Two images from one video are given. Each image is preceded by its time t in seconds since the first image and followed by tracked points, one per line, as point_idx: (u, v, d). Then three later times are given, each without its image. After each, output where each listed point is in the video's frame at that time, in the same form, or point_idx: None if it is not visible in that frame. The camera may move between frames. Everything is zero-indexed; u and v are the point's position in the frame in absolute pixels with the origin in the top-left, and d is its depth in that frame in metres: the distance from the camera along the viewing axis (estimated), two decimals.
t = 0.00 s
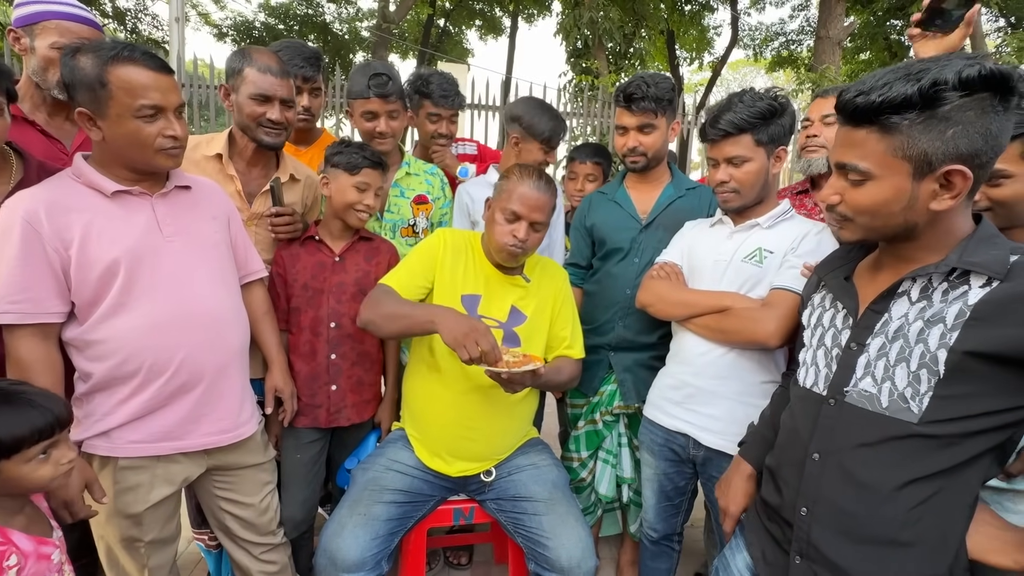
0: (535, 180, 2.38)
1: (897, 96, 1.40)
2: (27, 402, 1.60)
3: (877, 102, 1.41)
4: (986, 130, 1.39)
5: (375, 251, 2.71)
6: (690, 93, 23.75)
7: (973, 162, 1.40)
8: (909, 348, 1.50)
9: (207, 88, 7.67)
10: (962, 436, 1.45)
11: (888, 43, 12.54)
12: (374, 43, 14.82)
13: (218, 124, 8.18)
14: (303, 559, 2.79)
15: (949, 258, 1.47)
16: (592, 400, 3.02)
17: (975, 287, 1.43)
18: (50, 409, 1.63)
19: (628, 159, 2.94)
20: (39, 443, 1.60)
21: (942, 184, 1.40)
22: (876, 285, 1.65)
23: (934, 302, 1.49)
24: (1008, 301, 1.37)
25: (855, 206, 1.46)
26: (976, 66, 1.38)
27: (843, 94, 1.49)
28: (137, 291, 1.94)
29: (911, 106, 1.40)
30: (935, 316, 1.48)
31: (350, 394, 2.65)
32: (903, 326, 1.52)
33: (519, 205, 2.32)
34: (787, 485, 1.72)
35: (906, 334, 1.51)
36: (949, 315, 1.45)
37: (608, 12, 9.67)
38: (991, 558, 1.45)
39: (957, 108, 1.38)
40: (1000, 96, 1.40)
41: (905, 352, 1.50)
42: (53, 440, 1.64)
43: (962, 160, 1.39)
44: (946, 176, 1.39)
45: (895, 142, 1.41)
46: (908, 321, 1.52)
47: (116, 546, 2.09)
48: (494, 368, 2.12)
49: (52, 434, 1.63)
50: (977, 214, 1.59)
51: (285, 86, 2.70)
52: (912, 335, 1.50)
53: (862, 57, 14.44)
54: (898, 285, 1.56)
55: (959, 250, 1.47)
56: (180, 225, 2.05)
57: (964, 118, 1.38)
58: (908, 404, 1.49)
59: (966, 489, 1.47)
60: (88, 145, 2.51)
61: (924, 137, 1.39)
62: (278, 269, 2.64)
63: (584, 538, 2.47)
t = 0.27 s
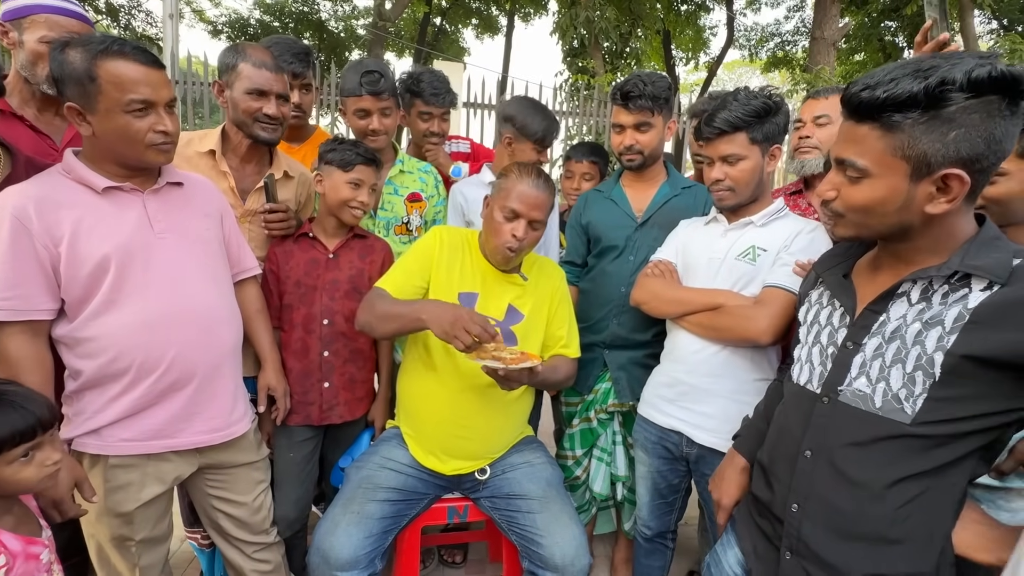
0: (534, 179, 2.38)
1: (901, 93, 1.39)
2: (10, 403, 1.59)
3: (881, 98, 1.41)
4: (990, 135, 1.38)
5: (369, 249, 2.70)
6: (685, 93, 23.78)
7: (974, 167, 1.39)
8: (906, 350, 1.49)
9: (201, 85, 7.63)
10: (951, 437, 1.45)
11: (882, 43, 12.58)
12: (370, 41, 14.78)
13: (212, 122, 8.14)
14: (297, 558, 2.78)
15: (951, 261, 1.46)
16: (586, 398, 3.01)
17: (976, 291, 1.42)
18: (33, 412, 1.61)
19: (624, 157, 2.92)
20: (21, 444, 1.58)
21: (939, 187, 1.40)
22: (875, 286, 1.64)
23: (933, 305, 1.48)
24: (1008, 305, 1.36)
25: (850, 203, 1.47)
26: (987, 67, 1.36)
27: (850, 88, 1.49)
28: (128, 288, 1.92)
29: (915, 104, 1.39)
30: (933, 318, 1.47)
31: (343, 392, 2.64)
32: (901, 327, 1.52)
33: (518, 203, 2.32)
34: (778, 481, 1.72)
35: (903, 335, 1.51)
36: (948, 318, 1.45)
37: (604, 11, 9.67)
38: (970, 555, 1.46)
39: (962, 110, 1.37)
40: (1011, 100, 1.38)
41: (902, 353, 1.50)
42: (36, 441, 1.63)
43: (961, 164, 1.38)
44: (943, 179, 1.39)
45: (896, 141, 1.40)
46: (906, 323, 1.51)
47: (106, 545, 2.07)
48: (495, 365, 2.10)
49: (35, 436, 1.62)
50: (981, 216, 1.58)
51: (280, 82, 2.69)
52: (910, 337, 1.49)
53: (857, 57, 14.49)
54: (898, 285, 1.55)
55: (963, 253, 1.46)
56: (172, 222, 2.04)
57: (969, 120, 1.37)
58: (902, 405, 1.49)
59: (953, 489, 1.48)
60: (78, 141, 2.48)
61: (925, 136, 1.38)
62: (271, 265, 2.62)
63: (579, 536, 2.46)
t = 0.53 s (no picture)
0: (520, 171, 2.37)
1: (915, 84, 1.38)
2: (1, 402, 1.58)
3: (894, 88, 1.41)
4: (1004, 134, 1.34)
5: (363, 247, 2.69)
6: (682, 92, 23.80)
7: (984, 166, 1.36)
8: (896, 351, 1.50)
9: (196, 83, 7.59)
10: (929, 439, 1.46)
11: (878, 44, 12.61)
12: (367, 39, 14.75)
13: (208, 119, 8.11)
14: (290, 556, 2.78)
15: (949, 265, 1.44)
16: (582, 397, 3.01)
17: (973, 296, 1.42)
18: (23, 412, 1.60)
19: (621, 156, 2.92)
20: (11, 441, 1.57)
21: (946, 184, 1.38)
22: (876, 283, 1.64)
23: (929, 307, 1.48)
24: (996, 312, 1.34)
25: (858, 196, 1.47)
26: (1008, 61, 1.31)
27: (868, 76, 1.48)
28: (121, 286, 1.91)
29: (927, 96, 1.38)
30: (926, 321, 1.47)
31: (335, 390, 2.64)
32: (894, 328, 1.52)
33: (506, 195, 2.32)
34: (766, 472, 1.74)
35: (895, 336, 1.51)
36: (940, 321, 1.45)
37: (601, 10, 9.67)
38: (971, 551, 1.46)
39: (976, 106, 1.34)
40: None
41: (891, 354, 1.50)
42: (26, 440, 1.62)
43: (970, 162, 1.35)
44: (950, 176, 1.37)
45: (906, 134, 1.40)
46: (899, 324, 1.52)
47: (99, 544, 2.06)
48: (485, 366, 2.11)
49: (25, 435, 1.61)
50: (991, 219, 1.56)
51: (274, 78, 2.68)
52: (901, 338, 1.50)
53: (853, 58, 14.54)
54: (895, 286, 1.55)
55: (963, 257, 1.44)
56: (166, 220, 2.03)
57: (982, 117, 1.34)
58: (886, 404, 1.49)
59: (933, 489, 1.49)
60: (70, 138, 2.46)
61: (934, 131, 1.37)
62: (264, 262, 2.62)
63: (572, 534, 2.46)
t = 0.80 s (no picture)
0: (500, 159, 2.41)
1: (942, 70, 1.39)
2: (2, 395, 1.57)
3: (920, 73, 1.41)
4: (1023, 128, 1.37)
5: (361, 245, 2.69)
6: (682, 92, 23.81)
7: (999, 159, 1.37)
8: (894, 349, 1.51)
9: (195, 81, 7.59)
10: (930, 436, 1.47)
11: (877, 44, 12.61)
12: (366, 38, 14.74)
13: (207, 118, 8.11)
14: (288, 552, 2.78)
15: (948, 264, 1.44)
16: (581, 394, 3.03)
17: (971, 295, 1.43)
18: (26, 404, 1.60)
19: (621, 154, 2.93)
20: (13, 434, 1.57)
21: (959, 176, 1.38)
22: (878, 282, 1.66)
23: (928, 305, 1.49)
24: (991, 311, 1.37)
25: (868, 185, 1.47)
26: None
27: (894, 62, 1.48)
28: (121, 283, 1.92)
29: (953, 83, 1.38)
30: (924, 319, 1.48)
31: (333, 388, 2.64)
32: (893, 326, 1.53)
33: (486, 180, 2.36)
34: (769, 468, 1.75)
35: (894, 334, 1.52)
36: (938, 320, 1.46)
37: (601, 9, 9.70)
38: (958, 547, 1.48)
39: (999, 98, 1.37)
40: None
41: (890, 352, 1.51)
42: (29, 431, 1.62)
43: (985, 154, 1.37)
44: (965, 168, 1.36)
45: (926, 122, 1.39)
46: (898, 322, 1.53)
47: (98, 540, 2.07)
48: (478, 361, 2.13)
49: (28, 427, 1.61)
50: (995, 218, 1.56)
51: (273, 75, 2.68)
52: (900, 336, 1.51)
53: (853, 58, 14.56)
54: (895, 285, 1.56)
55: (963, 255, 1.44)
56: (166, 217, 2.03)
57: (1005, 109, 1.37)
58: (885, 402, 1.50)
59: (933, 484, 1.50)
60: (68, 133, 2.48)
61: (955, 120, 1.37)
62: (262, 259, 2.62)
63: (570, 531, 2.47)
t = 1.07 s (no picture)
0: (484, 150, 2.42)
1: (975, 57, 1.36)
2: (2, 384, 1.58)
3: (952, 59, 1.38)
4: None
5: (364, 241, 2.69)
6: (682, 91, 23.80)
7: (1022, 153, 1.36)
8: (909, 348, 1.50)
9: (194, 78, 7.57)
10: (948, 433, 1.46)
11: (877, 44, 12.60)
12: (366, 35, 14.73)
13: (206, 115, 8.10)
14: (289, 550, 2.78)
15: (961, 260, 1.45)
16: (581, 391, 3.02)
17: (986, 291, 1.42)
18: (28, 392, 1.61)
19: (622, 149, 2.93)
20: (17, 425, 1.57)
21: (981, 168, 1.37)
22: (887, 277, 1.65)
23: (941, 303, 1.48)
24: (1009, 309, 1.36)
25: (887, 172, 1.46)
26: None
27: (924, 46, 1.44)
28: (122, 277, 1.91)
29: (985, 71, 1.35)
30: (938, 317, 1.47)
31: (334, 384, 2.63)
32: (907, 324, 1.52)
33: (471, 171, 2.36)
34: (783, 468, 1.75)
35: (908, 333, 1.51)
36: (953, 317, 1.45)
37: (601, 7, 9.70)
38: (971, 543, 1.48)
39: None
40: None
41: (905, 351, 1.50)
42: (33, 419, 1.62)
43: (1009, 145, 1.35)
44: (988, 159, 1.36)
45: (953, 110, 1.37)
46: (912, 320, 1.52)
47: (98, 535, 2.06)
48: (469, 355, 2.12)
49: (32, 415, 1.61)
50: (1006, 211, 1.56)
51: (275, 70, 2.67)
52: (914, 334, 1.50)
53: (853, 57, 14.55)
54: (907, 282, 1.55)
55: (977, 251, 1.45)
56: (167, 212, 2.03)
57: None
58: (903, 401, 1.49)
59: (952, 480, 1.49)
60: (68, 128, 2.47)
61: (983, 110, 1.35)
62: (264, 256, 2.61)
63: (572, 528, 2.46)
